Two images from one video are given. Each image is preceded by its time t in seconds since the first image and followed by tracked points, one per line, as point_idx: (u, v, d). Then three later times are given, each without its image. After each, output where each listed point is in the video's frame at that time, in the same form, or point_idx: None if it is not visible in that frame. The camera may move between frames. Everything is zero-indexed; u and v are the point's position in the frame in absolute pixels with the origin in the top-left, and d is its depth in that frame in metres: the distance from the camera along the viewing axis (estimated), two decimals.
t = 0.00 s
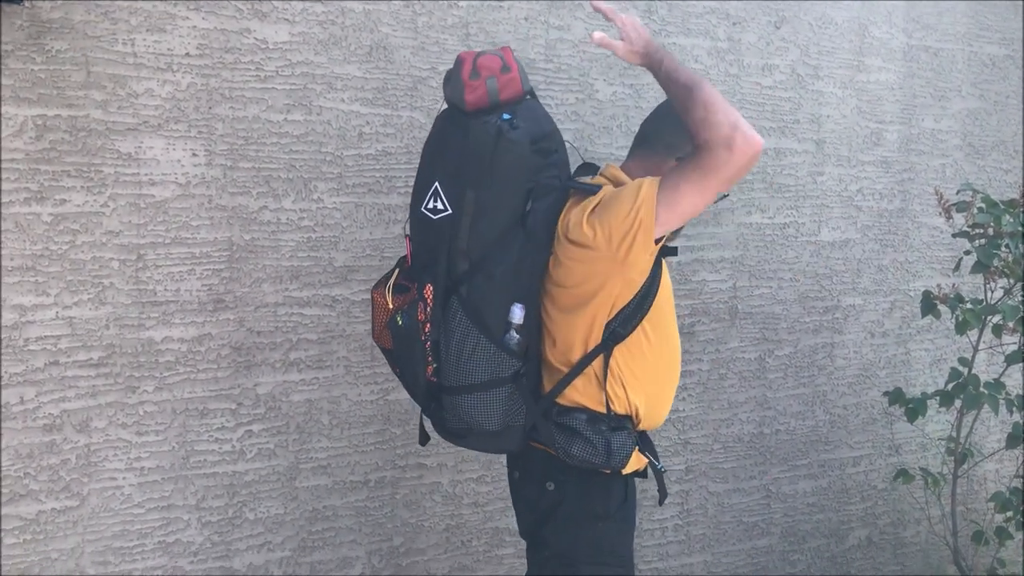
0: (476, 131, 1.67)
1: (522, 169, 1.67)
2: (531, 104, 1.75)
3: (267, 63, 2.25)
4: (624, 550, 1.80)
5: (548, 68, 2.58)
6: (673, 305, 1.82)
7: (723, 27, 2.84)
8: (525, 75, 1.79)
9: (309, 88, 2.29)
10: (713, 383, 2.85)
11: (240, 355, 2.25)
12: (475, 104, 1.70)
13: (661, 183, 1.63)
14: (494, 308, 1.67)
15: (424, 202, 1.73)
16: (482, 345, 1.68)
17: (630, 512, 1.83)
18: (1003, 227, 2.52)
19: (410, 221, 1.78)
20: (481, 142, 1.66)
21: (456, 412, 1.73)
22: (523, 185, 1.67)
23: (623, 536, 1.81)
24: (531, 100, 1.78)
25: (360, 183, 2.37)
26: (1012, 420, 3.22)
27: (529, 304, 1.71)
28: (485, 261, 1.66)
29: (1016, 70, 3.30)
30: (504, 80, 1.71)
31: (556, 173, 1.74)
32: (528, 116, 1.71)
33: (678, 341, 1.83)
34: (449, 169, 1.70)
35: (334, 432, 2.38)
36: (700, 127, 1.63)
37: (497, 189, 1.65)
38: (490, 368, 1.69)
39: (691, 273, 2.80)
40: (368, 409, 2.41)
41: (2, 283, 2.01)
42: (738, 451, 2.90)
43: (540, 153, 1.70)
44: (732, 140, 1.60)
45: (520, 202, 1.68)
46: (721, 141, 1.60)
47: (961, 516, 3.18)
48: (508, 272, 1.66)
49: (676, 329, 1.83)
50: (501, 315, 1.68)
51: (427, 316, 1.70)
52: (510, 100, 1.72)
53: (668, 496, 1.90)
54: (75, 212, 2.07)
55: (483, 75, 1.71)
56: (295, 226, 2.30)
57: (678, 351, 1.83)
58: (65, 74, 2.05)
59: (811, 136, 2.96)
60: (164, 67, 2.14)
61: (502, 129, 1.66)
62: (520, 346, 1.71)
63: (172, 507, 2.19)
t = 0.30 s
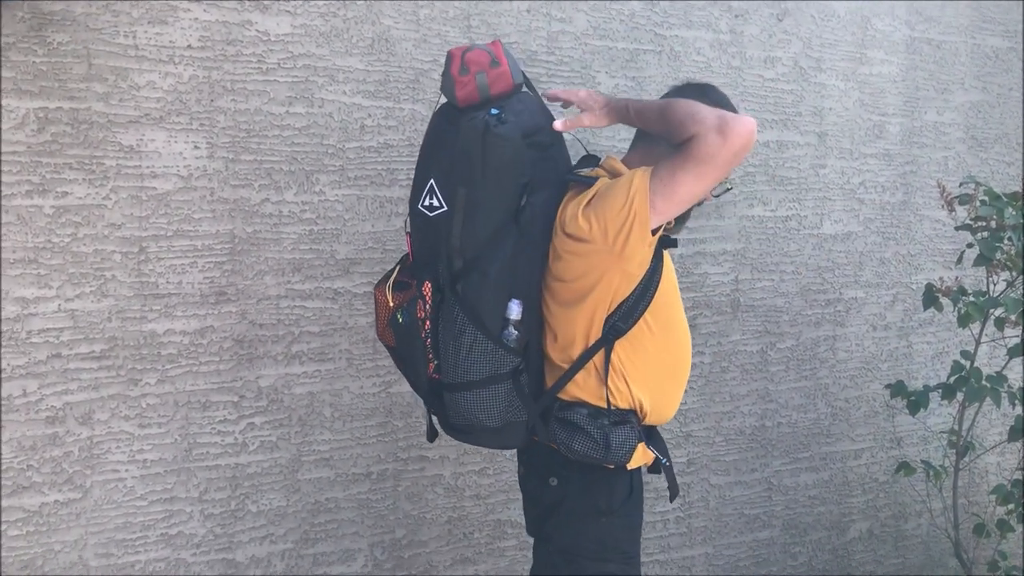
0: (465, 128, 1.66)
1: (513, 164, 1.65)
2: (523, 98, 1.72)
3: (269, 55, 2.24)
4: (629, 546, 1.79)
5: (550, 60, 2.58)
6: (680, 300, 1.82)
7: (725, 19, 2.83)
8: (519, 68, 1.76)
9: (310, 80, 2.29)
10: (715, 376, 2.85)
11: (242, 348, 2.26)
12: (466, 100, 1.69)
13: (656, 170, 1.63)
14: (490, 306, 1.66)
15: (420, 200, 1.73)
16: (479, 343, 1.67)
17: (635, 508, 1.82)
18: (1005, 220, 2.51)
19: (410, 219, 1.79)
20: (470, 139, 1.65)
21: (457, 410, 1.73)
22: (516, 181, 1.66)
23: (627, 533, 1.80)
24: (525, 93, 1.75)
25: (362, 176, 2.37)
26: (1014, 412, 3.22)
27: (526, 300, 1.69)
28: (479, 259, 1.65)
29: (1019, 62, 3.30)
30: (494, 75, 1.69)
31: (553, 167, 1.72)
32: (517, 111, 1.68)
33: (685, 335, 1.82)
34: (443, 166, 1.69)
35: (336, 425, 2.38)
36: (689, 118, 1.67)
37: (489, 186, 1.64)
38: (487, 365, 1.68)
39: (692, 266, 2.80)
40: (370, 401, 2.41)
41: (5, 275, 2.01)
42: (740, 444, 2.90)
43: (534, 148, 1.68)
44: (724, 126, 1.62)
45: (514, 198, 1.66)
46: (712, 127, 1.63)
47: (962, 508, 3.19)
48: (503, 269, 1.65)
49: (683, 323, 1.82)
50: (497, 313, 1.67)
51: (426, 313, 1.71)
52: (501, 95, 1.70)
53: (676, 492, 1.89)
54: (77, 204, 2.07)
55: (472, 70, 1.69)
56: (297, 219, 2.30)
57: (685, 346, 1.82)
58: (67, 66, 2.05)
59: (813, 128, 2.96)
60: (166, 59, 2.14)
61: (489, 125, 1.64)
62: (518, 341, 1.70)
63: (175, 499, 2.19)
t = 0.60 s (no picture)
0: (462, 120, 1.67)
1: (510, 156, 1.64)
2: (522, 89, 1.73)
3: (268, 49, 2.24)
4: (628, 542, 1.80)
5: (549, 54, 2.58)
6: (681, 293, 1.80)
7: (725, 13, 2.83)
8: (519, 59, 1.78)
9: (310, 74, 2.28)
10: (715, 370, 2.85)
11: (241, 342, 2.26)
12: (463, 90, 1.71)
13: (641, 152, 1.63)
14: (488, 298, 1.66)
15: (420, 191, 1.74)
16: (476, 335, 1.68)
17: (635, 504, 1.82)
18: (1004, 214, 2.51)
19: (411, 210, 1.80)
20: (466, 131, 1.66)
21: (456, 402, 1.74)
22: (513, 172, 1.65)
23: (626, 529, 1.80)
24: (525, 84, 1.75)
25: (361, 170, 2.36)
26: (1013, 407, 3.23)
27: (525, 292, 1.69)
28: (476, 251, 1.66)
29: (1019, 57, 3.29)
30: (490, 65, 1.71)
31: (555, 158, 1.71)
32: (514, 101, 1.69)
33: (688, 328, 1.81)
34: (442, 158, 1.70)
35: (336, 419, 2.38)
36: (668, 96, 1.66)
37: (487, 178, 1.64)
38: (486, 358, 1.68)
39: (692, 261, 2.80)
40: (370, 396, 2.41)
41: (4, 270, 2.01)
42: (739, 438, 2.91)
43: (533, 139, 1.68)
44: (704, 97, 1.61)
45: (511, 189, 1.66)
46: (691, 100, 1.62)
47: (961, 503, 3.19)
48: (501, 261, 1.65)
49: (685, 316, 1.81)
50: (494, 305, 1.67)
51: (426, 305, 1.73)
52: (498, 86, 1.71)
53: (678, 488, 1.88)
54: (77, 199, 2.06)
55: (469, 61, 1.71)
56: (296, 213, 2.30)
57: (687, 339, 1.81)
58: (66, 61, 2.04)
59: (813, 123, 2.96)
60: (165, 54, 2.14)
61: (485, 117, 1.65)
62: (518, 334, 1.69)
63: (175, 494, 2.20)
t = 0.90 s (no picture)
0: (442, 121, 1.66)
1: (491, 156, 1.64)
2: (505, 87, 1.73)
3: (267, 46, 2.24)
4: (623, 541, 1.80)
5: (548, 51, 2.57)
6: (677, 290, 1.78)
7: (723, 11, 2.83)
8: (502, 57, 1.77)
9: (308, 71, 2.28)
10: (713, 367, 2.85)
11: (240, 339, 2.26)
12: (446, 92, 1.71)
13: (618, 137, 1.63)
14: (475, 299, 1.66)
15: (409, 193, 1.74)
16: (465, 337, 1.67)
17: (632, 504, 1.82)
18: (1003, 211, 2.51)
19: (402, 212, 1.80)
20: (446, 133, 1.65)
21: (450, 402, 1.75)
22: (496, 172, 1.65)
23: (622, 528, 1.80)
24: (508, 82, 1.76)
25: (360, 167, 2.36)
26: (1011, 404, 3.23)
27: (514, 291, 1.69)
28: (463, 253, 1.66)
29: (1018, 54, 3.29)
30: (472, 65, 1.71)
31: (542, 156, 1.73)
32: (496, 102, 1.69)
33: (683, 325, 1.79)
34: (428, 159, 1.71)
35: (335, 416, 2.38)
36: (639, 81, 1.68)
37: (469, 179, 1.64)
38: (475, 359, 1.68)
39: (690, 258, 2.80)
40: (368, 393, 2.41)
41: (2, 267, 2.01)
42: (738, 436, 2.91)
43: (517, 138, 1.68)
44: (674, 73, 1.63)
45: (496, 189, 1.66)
46: (662, 76, 1.64)
47: (959, 500, 3.20)
48: (488, 262, 1.66)
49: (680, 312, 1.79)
50: (482, 305, 1.67)
51: (417, 306, 1.73)
52: (480, 86, 1.72)
53: (677, 487, 1.87)
54: (75, 195, 2.06)
55: (451, 61, 1.72)
56: (295, 210, 2.30)
57: (683, 335, 1.79)
58: (64, 58, 2.04)
59: (812, 120, 2.96)
60: (163, 50, 2.14)
61: (463, 118, 1.63)
62: (508, 334, 1.70)
63: (173, 491, 2.20)
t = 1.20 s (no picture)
0: (431, 118, 1.64)
1: (480, 153, 1.61)
2: (497, 86, 1.74)
3: (266, 45, 2.24)
4: (611, 544, 1.79)
5: (547, 50, 2.57)
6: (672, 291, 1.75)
7: (723, 10, 2.83)
8: (495, 55, 1.77)
9: (308, 70, 2.28)
10: (712, 367, 2.85)
11: (239, 338, 2.26)
12: (438, 89, 1.71)
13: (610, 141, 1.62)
14: (463, 296, 1.66)
15: (402, 190, 1.76)
16: (453, 334, 1.66)
17: (620, 507, 1.81)
18: (1002, 211, 2.51)
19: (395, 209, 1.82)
20: (434, 129, 1.63)
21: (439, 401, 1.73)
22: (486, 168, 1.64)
23: (609, 531, 1.79)
24: (501, 80, 1.76)
25: (359, 166, 2.36)
26: (1010, 404, 3.23)
27: (502, 288, 1.70)
28: (452, 250, 1.65)
29: (1018, 54, 3.29)
30: (464, 63, 1.71)
31: (534, 156, 1.76)
32: (487, 100, 1.71)
33: (676, 324, 1.76)
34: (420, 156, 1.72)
35: (334, 416, 2.38)
36: (635, 85, 1.64)
37: (458, 176, 1.62)
38: (463, 357, 1.66)
39: (690, 258, 2.80)
40: (367, 392, 2.41)
41: (1, 266, 2.01)
42: (737, 435, 2.91)
43: (508, 136, 1.72)
44: (671, 81, 1.59)
45: (486, 186, 1.66)
46: (659, 83, 1.60)
47: (959, 500, 3.20)
48: (477, 259, 1.65)
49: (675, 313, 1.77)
50: (469, 303, 1.66)
51: (408, 303, 1.74)
52: (472, 84, 1.72)
53: (670, 491, 1.85)
54: (74, 194, 2.06)
55: (443, 59, 1.72)
56: (294, 210, 2.30)
57: (677, 336, 1.77)
58: (64, 57, 2.04)
59: (812, 120, 2.96)
60: (163, 49, 2.14)
61: (450, 113, 1.61)
62: (496, 332, 1.68)
63: (173, 490, 2.20)
